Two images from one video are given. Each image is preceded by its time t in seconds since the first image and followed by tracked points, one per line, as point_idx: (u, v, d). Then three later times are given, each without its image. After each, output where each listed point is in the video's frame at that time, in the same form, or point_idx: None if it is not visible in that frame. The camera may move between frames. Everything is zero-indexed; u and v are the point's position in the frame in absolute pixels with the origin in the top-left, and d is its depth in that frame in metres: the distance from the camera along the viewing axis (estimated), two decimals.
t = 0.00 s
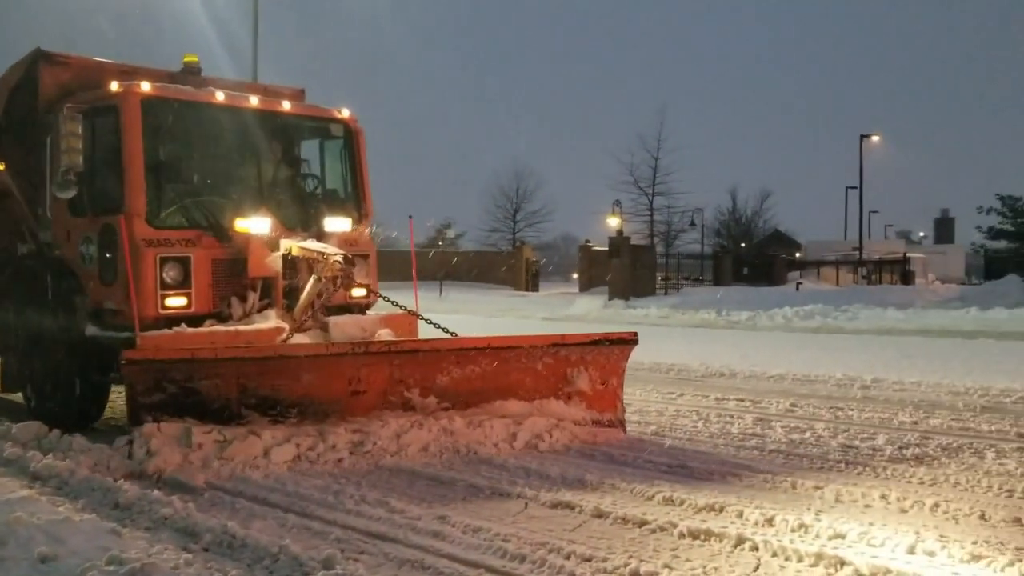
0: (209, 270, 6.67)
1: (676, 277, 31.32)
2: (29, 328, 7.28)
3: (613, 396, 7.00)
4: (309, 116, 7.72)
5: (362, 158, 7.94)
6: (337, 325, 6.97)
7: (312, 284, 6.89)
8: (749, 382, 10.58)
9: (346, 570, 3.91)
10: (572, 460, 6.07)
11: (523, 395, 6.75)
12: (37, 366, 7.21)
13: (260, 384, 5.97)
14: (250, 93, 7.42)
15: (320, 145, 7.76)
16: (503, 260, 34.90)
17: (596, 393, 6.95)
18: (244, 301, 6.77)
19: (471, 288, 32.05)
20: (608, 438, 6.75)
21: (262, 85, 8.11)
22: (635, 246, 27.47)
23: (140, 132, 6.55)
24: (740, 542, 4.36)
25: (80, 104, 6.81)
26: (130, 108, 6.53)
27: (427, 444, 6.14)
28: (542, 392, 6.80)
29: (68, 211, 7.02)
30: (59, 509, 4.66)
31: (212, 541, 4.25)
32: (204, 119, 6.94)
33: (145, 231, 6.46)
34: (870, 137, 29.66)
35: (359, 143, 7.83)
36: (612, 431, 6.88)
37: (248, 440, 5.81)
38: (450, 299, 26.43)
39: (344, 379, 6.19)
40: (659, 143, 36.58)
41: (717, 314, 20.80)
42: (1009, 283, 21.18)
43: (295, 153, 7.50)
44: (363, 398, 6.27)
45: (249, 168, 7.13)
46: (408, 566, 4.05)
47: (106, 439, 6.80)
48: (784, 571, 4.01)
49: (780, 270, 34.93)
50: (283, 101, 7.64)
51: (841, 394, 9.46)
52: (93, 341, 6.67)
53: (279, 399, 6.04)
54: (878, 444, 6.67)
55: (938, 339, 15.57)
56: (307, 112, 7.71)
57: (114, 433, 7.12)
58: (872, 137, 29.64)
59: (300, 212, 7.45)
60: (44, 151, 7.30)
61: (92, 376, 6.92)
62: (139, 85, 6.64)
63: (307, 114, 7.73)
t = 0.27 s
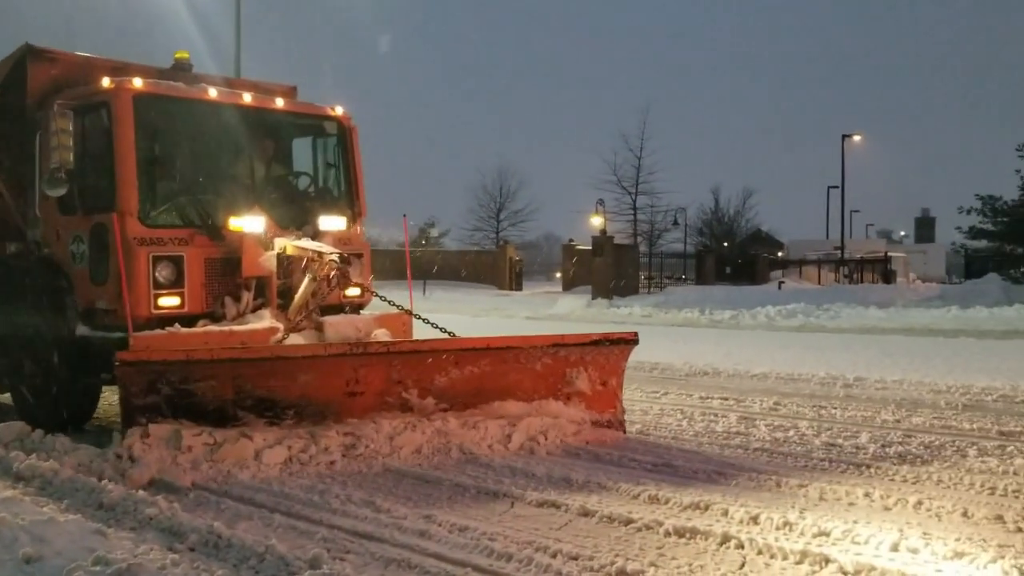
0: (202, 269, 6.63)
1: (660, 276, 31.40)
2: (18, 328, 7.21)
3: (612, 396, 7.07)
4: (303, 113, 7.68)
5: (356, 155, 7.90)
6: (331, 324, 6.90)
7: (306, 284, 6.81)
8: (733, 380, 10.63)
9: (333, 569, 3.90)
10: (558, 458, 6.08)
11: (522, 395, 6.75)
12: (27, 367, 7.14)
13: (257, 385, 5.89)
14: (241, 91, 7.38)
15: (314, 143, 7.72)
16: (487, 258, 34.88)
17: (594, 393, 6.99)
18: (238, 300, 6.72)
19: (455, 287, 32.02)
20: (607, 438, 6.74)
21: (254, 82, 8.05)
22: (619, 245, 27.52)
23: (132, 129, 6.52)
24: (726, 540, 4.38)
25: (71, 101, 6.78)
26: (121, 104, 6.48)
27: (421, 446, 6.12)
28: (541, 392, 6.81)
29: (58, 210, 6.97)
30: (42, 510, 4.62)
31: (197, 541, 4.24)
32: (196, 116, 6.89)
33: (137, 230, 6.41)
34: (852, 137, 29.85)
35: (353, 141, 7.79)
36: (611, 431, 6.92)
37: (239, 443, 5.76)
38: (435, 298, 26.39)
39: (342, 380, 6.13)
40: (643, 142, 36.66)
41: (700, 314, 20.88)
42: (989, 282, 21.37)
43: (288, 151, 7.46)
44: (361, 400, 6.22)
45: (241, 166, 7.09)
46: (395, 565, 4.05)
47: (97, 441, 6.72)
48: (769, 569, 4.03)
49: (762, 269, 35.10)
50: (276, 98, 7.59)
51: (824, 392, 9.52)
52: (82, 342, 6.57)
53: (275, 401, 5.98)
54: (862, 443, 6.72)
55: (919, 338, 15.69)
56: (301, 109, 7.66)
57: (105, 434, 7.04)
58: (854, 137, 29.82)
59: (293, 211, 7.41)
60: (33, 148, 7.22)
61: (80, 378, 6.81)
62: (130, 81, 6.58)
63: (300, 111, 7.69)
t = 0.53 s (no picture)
0: (198, 267, 6.58)
1: (646, 274, 31.46)
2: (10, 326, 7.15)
3: (616, 396, 6.91)
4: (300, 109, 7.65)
5: (353, 152, 7.91)
6: (330, 322, 6.86)
7: (305, 282, 6.75)
8: (719, 378, 10.67)
9: (322, 567, 3.89)
10: (546, 457, 6.09)
11: (525, 395, 6.59)
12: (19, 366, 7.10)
13: (256, 385, 5.80)
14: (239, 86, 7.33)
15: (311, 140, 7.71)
16: (473, 257, 34.86)
17: (597, 393, 6.84)
18: (236, 299, 6.67)
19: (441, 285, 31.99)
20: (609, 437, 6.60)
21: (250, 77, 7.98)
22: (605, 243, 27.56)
23: (128, 125, 6.42)
24: (714, 537, 4.40)
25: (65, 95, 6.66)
26: (117, 99, 6.38)
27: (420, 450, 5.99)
28: (543, 392, 6.65)
29: (51, 207, 6.88)
30: (28, 508, 4.59)
31: (185, 540, 4.22)
32: (194, 112, 6.84)
33: (133, 228, 6.36)
34: (836, 136, 30.01)
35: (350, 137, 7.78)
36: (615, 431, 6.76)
37: (234, 444, 5.65)
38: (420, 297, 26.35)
39: (342, 380, 6.02)
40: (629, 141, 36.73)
41: (686, 312, 20.94)
42: (971, 280, 21.54)
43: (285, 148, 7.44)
44: (362, 400, 6.11)
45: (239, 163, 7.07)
46: (384, 563, 4.05)
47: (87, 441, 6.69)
48: (757, 565, 4.05)
49: (748, 268, 35.23)
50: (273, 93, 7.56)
51: (809, 390, 9.56)
52: (76, 340, 6.55)
53: (275, 401, 5.87)
54: (847, 440, 6.75)
55: (902, 335, 15.81)
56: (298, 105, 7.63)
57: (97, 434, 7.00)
58: (838, 136, 29.98)
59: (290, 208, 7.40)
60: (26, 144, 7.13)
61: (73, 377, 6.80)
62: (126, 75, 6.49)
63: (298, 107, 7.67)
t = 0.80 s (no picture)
0: (205, 266, 6.53)
1: (641, 273, 31.47)
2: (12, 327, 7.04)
3: (627, 396, 6.86)
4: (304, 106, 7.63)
5: (358, 149, 7.93)
6: (338, 322, 6.85)
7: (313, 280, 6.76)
8: (714, 377, 10.68)
9: (319, 565, 3.89)
10: (542, 455, 6.09)
11: (537, 395, 6.54)
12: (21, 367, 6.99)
13: (266, 385, 5.73)
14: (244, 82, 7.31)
15: (316, 136, 7.72)
16: (468, 255, 34.85)
17: (610, 392, 6.79)
18: (243, 298, 6.65)
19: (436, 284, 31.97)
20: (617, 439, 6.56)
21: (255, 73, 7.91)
22: (600, 242, 27.56)
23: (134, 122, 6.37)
24: (710, 535, 4.41)
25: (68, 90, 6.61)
26: (122, 95, 6.34)
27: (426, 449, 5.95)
28: (555, 392, 6.60)
29: (55, 205, 6.82)
30: (24, 507, 4.58)
31: (182, 538, 4.22)
32: (201, 107, 6.82)
33: (139, 226, 6.29)
34: (830, 134, 30.08)
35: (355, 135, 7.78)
36: (626, 431, 6.74)
37: (237, 446, 5.57)
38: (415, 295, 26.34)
39: (353, 380, 5.95)
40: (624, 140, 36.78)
41: (681, 311, 20.95)
42: (965, 279, 21.60)
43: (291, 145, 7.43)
44: (373, 400, 6.04)
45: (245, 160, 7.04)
46: (381, 561, 4.05)
47: (87, 443, 6.60)
48: (753, 563, 4.06)
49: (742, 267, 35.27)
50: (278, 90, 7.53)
51: (804, 389, 9.58)
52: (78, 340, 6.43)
53: (285, 401, 5.82)
54: (843, 438, 6.77)
55: (897, 334, 15.85)
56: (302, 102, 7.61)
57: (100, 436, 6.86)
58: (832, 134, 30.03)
59: (297, 206, 7.38)
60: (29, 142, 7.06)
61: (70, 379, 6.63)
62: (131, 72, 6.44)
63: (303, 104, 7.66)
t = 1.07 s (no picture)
0: (213, 264, 6.42)
1: (638, 270, 31.47)
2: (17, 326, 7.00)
3: (641, 395, 6.78)
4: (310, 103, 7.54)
5: (365, 145, 7.88)
6: (347, 320, 6.72)
7: (322, 278, 6.67)
8: (710, 375, 10.69)
9: (315, 563, 3.88)
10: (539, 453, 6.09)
11: (550, 394, 6.44)
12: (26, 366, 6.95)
13: (277, 385, 5.63)
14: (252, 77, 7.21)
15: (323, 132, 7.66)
16: (464, 253, 34.84)
17: (623, 392, 6.71)
18: (251, 297, 6.53)
19: (432, 282, 31.96)
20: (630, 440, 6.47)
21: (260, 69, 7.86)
22: (597, 240, 27.56)
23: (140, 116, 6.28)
24: (705, 532, 4.41)
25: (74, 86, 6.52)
26: (128, 90, 6.24)
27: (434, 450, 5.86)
28: (569, 391, 6.51)
29: (61, 202, 6.78)
30: (19, 505, 4.58)
31: (177, 535, 4.21)
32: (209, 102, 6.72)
33: (146, 223, 6.18)
34: (826, 132, 30.10)
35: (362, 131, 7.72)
36: (640, 431, 6.65)
37: (242, 447, 5.46)
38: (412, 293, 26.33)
39: (364, 380, 5.85)
40: (620, 138, 36.81)
41: (677, 308, 20.96)
42: (961, 277, 21.64)
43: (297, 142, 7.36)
44: (384, 400, 5.95)
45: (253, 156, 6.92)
46: (377, 559, 4.05)
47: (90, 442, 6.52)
48: (748, 560, 4.07)
49: (739, 264, 35.29)
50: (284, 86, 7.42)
51: (800, 386, 9.59)
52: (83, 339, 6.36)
53: (295, 402, 5.71)
54: (838, 435, 6.78)
55: (892, 331, 15.88)
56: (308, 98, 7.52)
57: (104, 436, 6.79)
58: (828, 132, 30.07)
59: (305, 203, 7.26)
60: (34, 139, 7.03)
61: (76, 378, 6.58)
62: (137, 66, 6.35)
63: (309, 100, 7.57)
